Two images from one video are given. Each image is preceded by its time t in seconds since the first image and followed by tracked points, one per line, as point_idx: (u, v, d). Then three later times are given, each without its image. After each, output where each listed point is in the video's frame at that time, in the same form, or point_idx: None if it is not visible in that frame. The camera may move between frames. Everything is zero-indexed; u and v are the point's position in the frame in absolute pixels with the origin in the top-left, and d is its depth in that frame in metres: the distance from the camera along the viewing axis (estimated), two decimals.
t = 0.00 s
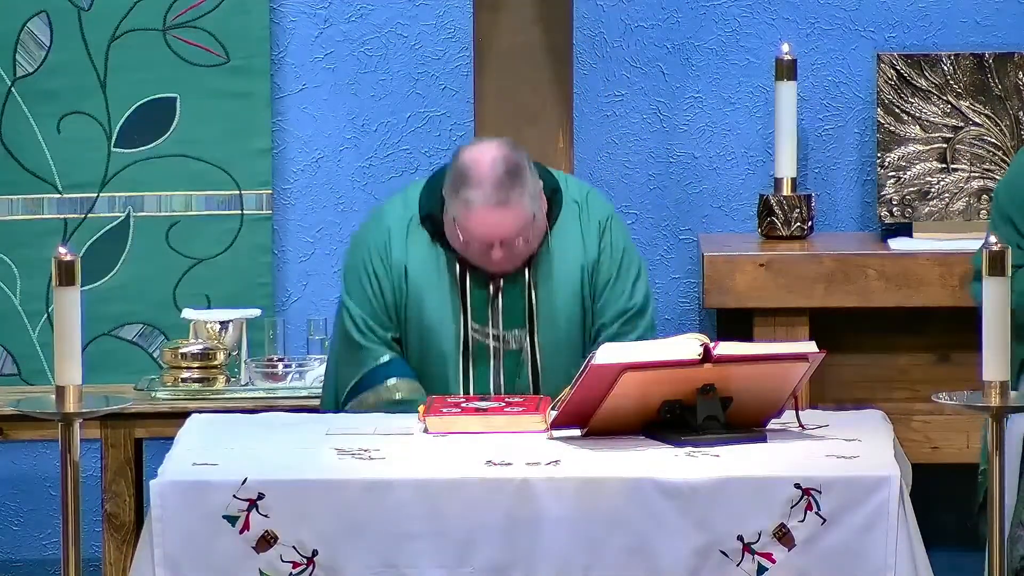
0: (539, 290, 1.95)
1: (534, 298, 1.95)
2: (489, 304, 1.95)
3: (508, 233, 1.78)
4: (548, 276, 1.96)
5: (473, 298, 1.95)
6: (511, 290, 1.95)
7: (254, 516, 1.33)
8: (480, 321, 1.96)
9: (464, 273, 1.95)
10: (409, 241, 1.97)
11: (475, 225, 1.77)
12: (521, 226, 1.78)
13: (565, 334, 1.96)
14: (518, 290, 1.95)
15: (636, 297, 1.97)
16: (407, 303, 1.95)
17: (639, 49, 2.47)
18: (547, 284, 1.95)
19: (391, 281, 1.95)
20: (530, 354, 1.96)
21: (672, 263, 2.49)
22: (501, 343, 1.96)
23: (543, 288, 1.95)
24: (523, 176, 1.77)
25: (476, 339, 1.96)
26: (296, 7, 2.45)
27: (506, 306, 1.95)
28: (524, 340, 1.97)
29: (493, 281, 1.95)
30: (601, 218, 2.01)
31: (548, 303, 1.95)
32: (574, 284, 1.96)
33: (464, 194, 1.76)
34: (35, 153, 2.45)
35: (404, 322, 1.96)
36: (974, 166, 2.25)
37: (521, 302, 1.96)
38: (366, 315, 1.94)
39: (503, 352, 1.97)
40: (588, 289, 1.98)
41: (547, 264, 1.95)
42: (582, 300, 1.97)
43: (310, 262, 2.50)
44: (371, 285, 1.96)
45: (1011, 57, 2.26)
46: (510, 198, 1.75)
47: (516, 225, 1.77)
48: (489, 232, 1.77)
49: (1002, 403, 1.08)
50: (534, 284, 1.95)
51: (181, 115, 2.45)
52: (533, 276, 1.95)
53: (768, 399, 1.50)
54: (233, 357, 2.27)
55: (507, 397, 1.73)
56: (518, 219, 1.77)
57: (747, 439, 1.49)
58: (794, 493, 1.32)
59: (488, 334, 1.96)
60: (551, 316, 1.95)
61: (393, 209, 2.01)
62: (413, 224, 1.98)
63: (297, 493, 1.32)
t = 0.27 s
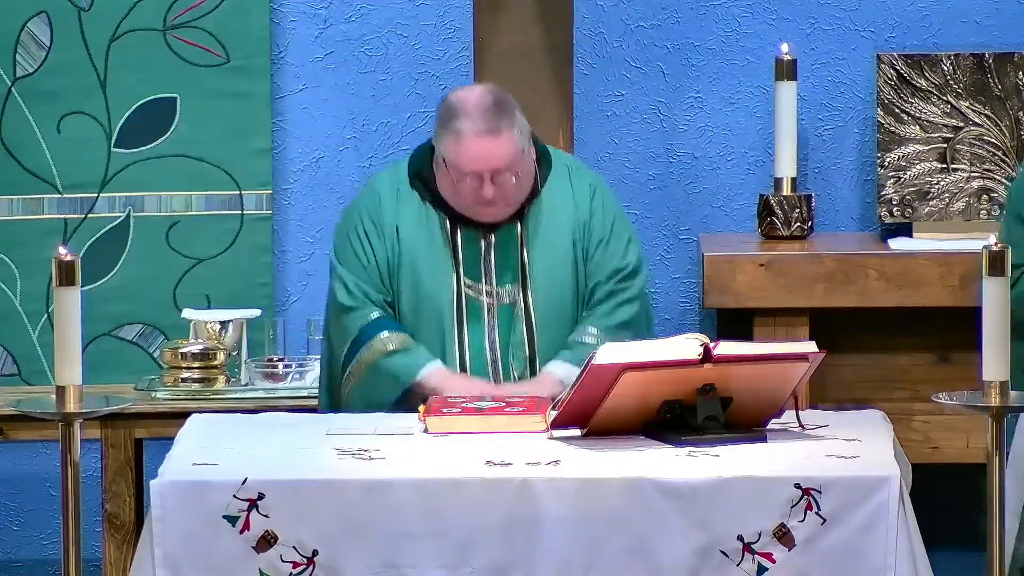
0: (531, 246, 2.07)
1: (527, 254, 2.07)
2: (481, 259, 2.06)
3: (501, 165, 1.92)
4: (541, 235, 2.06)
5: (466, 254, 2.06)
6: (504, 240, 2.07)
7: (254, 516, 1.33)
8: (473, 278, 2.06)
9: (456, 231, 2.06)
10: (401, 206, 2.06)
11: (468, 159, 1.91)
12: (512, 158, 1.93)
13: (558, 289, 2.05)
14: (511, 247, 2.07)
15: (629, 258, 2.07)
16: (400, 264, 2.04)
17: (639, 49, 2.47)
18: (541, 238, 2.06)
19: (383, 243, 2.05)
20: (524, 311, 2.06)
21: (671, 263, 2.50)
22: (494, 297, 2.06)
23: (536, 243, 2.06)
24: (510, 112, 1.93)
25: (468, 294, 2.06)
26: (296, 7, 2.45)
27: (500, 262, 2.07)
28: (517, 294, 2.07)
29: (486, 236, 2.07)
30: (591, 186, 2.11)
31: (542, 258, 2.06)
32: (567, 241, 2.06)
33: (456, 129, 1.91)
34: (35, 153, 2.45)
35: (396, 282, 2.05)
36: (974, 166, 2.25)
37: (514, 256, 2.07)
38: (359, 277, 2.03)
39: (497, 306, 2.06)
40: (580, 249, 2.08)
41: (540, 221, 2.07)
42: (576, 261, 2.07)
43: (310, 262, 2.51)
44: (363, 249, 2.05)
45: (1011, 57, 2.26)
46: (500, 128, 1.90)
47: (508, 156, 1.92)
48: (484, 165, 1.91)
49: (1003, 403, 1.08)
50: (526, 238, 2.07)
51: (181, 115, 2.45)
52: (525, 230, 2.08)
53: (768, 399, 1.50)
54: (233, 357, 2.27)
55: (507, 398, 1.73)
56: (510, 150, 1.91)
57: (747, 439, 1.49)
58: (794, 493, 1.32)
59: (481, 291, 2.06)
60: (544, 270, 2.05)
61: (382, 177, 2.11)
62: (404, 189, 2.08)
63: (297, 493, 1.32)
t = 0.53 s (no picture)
0: (518, 220, 2.03)
1: (515, 229, 2.03)
2: (469, 233, 2.03)
3: (483, 120, 1.94)
4: (529, 210, 2.03)
5: (454, 229, 2.03)
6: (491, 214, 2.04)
7: (254, 516, 1.33)
8: (461, 253, 2.03)
9: (443, 207, 2.04)
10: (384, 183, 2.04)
11: (450, 113, 1.94)
12: (495, 115, 1.94)
13: (546, 264, 2.01)
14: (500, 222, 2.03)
15: (620, 236, 2.03)
16: (385, 242, 2.01)
17: (639, 49, 2.47)
18: (528, 214, 2.03)
19: (366, 220, 2.01)
20: (514, 287, 2.02)
21: (672, 263, 2.50)
22: (483, 270, 2.02)
23: (523, 218, 2.03)
24: (495, 72, 1.95)
25: (456, 268, 2.02)
26: (297, 7, 2.45)
27: (488, 236, 2.03)
28: (507, 268, 2.03)
29: (472, 209, 2.04)
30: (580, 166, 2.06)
31: (529, 232, 2.02)
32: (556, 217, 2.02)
33: (437, 85, 1.94)
34: (35, 153, 2.45)
35: (380, 259, 2.01)
36: (974, 166, 2.25)
37: (502, 230, 2.03)
38: (342, 254, 2.00)
39: (487, 280, 2.02)
40: (570, 229, 2.03)
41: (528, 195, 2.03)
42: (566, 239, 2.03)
43: (310, 262, 2.51)
44: (345, 227, 2.02)
45: (1011, 57, 2.26)
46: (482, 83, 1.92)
47: (490, 111, 1.93)
48: (465, 119, 1.93)
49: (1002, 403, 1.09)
50: (514, 213, 2.03)
51: (181, 115, 2.45)
52: (512, 205, 2.04)
53: (768, 400, 1.50)
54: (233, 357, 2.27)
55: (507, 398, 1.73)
56: (492, 105, 1.93)
57: (747, 439, 1.49)
58: (794, 493, 1.33)
59: (469, 265, 2.03)
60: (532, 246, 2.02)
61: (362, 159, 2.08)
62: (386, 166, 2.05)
63: (297, 493, 1.32)
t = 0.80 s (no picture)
0: (510, 212, 2.14)
1: (506, 219, 2.14)
2: (459, 223, 2.14)
3: (471, 103, 2.04)
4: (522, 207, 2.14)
5: (445, 218, 2.14)
6: (482, 205, 2.14)
7: (254, 516, 1.33)
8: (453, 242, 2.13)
9: (433, 196, 2.15)
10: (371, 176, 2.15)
11: (440, 99, 2.03)
12: (483, 99, 2.05)
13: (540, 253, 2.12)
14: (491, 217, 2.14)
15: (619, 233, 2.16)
16: (371, 234, 2.13)
17: (639, 49, 2.47)
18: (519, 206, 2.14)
19: (354, 210, 2.13)
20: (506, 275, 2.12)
21: (672, 263, 2.49)
22: (472, 258, 2.12)
23: (515, 210, 2.14)
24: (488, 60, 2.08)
25: (445, 255, 2.12)
26: (297, 7, 2.45)
27: (478, 225, 2.14)
28: (497, 257, 2.13)
29: (463, 200, 2.15)
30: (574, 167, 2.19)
31: (522, 223, 2.13)
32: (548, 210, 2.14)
33: (427, 70, 2.05)
34: (35, 153, 2.45)
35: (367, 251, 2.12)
36: (974, 166, 2.25)
37: (491, 220, 2.14)
38: (329, 244, 2.11)
39: (476, 267, 2.12)
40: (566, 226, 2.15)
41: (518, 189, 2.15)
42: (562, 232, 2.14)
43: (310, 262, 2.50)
44: (332, 218, 2.13)
45: (1011, 57, 2.27)
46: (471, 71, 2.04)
47: (478, 96, 2.04)
48: (454, 103, 2.03)
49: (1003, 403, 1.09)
50: (505, 205, 2.15)
51: (181, 115, 2.45)
52: (505, 200, 2.15)
53: (767, 400, 1.50)
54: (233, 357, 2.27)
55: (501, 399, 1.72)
56: (480, 91, 2.04)
57: (747, 439, 1.49)
58: (794, 493, 1.33)
59: (460, 253, 2.13)
60: (522, 236, 2.13)
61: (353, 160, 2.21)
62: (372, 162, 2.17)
63: (297, 493, 1.33)
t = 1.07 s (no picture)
0: (529, 216, 2.19)
1: (526, 222, 2.19)
2: (478, 224, 2.18)
3: (484, 107, 2.09)
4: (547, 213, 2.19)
5: (463, 219, 2.18)
6: (502, 208, 2.19)
7: (254, 516, 1.33)
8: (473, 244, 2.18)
9: (453, 198, 2.19)
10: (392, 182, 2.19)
11: (454, 101, 2.09)
12: (496, 102, 2.09)
13: (562, 257, 2.17)
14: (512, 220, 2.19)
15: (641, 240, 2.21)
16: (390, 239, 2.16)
17: (639, 50, 2.47)
18: (540, 209, 2.19)
19: (372, 216, 2.17)
20: (525, 277, 2.17)
21: (672, 263, 2.49)
22: (493, 260, 2.17)
23: (535, 214, 2.19)
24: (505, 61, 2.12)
25: (464, 257, 2.17)
26: (297, 7, 2.45)
27: (499, 229, 2.18)
28: (517, 259, 2.17)
29: (482, 201, 2.19)
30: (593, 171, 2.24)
31: (544, 229, 2.18)
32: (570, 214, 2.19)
33: (440, 71, 2.10)
34: (34, 153, 2.45)
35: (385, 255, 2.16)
36: (974, 166, 2.25)
37: (512, 222, 2.19)
38: (347, 250, 2.15)
39: (496, 269, 2.17)
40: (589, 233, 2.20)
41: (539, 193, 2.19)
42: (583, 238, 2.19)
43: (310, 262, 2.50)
44: (351, 224, 2.17)
45: (1011, 57, 2.27)
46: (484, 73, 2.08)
47: (491, 99, 2.09)
48: (465, 105, 2.09)
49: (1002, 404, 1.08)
50: (525, 208, 2.19)
51: (181, 115, 2.45)
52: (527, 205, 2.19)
53: (767, 400, 1.50)
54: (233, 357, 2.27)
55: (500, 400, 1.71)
56: (492, 94, 2.09)
57: (747, 438, 1.49)
58: (794, 493, 1.33)
59: (479, 256, 2.17)
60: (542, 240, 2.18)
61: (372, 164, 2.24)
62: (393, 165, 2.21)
63: (297, 493, 1.33)
